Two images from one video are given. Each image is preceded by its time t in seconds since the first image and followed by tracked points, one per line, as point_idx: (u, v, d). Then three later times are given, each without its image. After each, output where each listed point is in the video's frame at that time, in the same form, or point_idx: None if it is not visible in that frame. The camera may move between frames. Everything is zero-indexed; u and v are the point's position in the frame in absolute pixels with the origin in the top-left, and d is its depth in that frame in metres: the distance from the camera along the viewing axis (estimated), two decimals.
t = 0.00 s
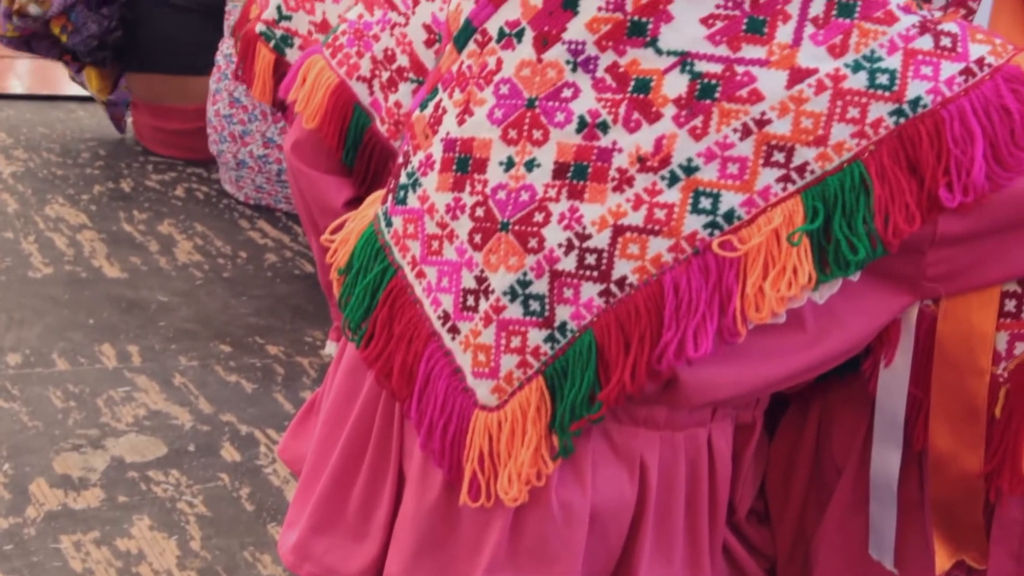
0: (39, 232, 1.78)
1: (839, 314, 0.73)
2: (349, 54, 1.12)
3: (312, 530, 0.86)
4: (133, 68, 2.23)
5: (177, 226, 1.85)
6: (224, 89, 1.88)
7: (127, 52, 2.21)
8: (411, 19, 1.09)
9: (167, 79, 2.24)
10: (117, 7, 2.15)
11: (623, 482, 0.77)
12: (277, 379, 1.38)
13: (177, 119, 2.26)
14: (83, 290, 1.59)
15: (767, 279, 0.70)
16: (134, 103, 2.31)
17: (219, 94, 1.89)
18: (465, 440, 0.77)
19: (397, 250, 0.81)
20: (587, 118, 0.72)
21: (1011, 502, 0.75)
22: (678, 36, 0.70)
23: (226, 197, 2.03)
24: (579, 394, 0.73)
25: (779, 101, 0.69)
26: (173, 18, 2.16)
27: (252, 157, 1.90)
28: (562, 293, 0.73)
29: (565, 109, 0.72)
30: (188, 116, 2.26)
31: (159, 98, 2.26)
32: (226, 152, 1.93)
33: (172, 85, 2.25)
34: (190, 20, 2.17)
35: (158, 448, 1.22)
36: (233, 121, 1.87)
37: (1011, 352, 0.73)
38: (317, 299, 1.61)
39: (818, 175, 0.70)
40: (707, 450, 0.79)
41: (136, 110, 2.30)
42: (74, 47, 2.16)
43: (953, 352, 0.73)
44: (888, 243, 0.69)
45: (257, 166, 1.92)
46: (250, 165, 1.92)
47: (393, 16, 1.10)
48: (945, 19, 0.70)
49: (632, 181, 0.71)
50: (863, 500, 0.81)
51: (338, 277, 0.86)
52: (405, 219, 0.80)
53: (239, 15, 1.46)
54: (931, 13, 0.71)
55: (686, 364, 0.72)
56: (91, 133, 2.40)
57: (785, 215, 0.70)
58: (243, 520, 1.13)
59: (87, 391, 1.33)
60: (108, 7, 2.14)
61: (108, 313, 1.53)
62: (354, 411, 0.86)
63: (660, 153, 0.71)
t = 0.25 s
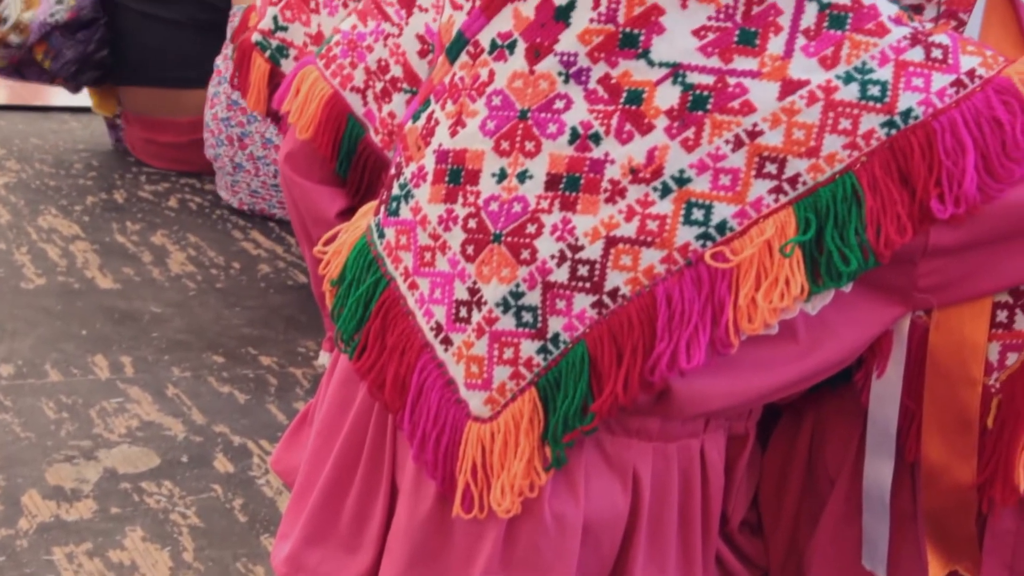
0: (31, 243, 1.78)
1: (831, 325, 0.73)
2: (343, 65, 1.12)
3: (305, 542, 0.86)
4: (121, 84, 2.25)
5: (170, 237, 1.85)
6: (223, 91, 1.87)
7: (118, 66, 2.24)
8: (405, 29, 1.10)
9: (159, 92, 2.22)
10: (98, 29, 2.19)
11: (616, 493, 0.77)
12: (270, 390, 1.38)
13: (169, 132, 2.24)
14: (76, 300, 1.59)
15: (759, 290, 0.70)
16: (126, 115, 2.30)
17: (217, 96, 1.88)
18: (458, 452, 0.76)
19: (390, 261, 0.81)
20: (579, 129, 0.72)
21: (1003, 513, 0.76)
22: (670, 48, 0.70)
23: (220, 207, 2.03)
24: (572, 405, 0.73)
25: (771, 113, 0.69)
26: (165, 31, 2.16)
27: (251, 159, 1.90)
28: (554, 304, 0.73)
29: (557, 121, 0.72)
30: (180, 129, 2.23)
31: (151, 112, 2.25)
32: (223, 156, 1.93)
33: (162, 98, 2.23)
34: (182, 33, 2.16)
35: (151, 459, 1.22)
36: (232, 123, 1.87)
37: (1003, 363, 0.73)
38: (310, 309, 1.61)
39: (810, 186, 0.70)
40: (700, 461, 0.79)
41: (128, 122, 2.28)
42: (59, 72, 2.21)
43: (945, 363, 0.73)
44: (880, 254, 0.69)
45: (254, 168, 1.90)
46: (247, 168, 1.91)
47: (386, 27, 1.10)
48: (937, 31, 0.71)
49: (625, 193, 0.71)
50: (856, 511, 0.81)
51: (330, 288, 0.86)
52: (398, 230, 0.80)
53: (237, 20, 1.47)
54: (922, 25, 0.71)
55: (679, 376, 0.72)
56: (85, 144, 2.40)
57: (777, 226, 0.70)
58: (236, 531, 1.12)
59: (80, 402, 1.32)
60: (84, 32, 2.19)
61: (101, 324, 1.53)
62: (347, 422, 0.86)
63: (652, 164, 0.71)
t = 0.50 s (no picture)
0: (23, 255, 1.78)
1: (823, 336, 0.73)
2: (335, 76, 1.13)
3: (297, 555, 0.85)
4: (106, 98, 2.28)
5: (161, 248, 1.85)
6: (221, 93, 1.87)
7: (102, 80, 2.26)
8: (397, 39, 1.09)
9: (150, 102, 2.21)
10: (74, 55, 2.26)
11: (608, 505, 0.77)
12: (262, 402, 1.37)
13: (161, 142, 2.24)
14: (67, 312, 1.58)
15: (751, 302, 0.70)
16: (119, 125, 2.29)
17: (217, 98, 1.90)
18: (450, 464, 0.76)
19: (382, 274, 0.81)
20: (571, 142, 0.72)
21: (995, 524, 0.76)
22: (661, 60, 0.70)
23: (212, 218, 2.02)
24: (565, 418, 0.73)
25: (762, 125, 0.70)
26: (156, 42, 2.16)
27: (246, 160, 1.90)
28: (546, 316, 0.73)
29: (548, 133, 0.72)
30: (172, 140, 2.24)
31: (143, 122, 2.23)
32: (219, 157, 1.94)
33: (154, 109, 2.21)
34: (173, 45, 2.16)
35: (142, 471, 1.21)
36: (229, 124, 1.87)
37: (993, 375, 0.73)
38: (302, 320, 1.60)
39: (801, 198, 0.70)
40: (692, 473, 0.79)
41: (121, 133, 2.28)
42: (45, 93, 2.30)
43: (936, 375, 0.74)
44: (872, 266, 0.69)
45: (249, 170, 1.91)
46: (241, 169, 1.92)
47: (379, 38, 1.10)
48: (927, 43, 0.71)
49: (616, 206, 0.71)
50: (847, 523, 0.81)
51: (322, 300, 0.86)
52: (390, 243, 0.80)
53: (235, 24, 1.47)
54: (912, 37, 0.71)
55: (671, 388, 0.72)
56: (76, 155, 2.39)
57: (769, 239, 0.70)
58: (229, 543, 1.11)
59: (71, 414, 1.32)
60: (57, 59, 2.26)
61: (93, 335, 1.52)
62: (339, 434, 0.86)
63: (644, 176, 0.71)
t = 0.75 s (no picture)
0: (15, 267, 1.77)
1: (813, 348, 0.73)
2: (330, 84, 1.18)
3: (289, 568, 0.85)
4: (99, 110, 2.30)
5: (154, 260, 1.84)
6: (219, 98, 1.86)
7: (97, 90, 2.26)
8: (393, 48, 1.15)
9: (146, 112, 2.20)
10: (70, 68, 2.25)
11: (600, 518, 0.77)
12: (255, 413, 1.35)
13: (154, 152, 2.23)
14: (58, 324, 1.57)
15: (741, 314, 0.70)
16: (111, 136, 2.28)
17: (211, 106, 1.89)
18: (442, 477, 0.76)
19: (373, 286, 0.81)
20: (562, 154, 0.72)
21: (986, 536, 0.76)
22: (651, 73, 0.70)
23: (204, 230, 2.02)
24: (556, 430, 0.73)
25: (753, 137, 0.70)
26: (148, 52, 2.16)
27: (240, 166, 1.90)
28: (538, 329, 0.73)
29: (539, 146, 0.72)
30: (166, 150, 2.23)
31: (137, 131, 2.23)
32: (213, 163, 1.94)
33: (149, 119, 2.21)
34: (165, 55, 2.16)
35: (134, 483, 1.19)
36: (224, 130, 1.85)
37: (983, 387, 0.73)
38: (294, 332, 1.59)
39: (792, 211, 0.70)
40: (684, 486, 0.79)
41: (114, 143, 2.27)
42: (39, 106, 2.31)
43: (927, 386, 0.74)
44: (862, 278, 0.69)
45: (243, 177, 1.91)
46: (235, 175, 1.92)
47: (375, 47, 1.16)
48: (916, 56, 0.71)
49: (607, 218, 0.72)
50: (839, 535, 0.81)
51: (313, 313, 0.86)
52: (381, 255, 0.80)
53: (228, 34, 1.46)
54: (902, 50, 0.71)
55: (662, 400, 0.72)
56: (68, 167, 2.39)
57: (760, 251, 0.70)
58: (220, 555, 1.09)
59: (63, 426, 1.30)
60: (51, 72, 2.26)
61: (85, 347, 1.50)
62: (330, 447, 0.86)
63: (635, 189, 0.71)
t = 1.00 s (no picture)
0: (5, 278, 1.75)
1: (804, 360, 0.73)
2: (338, 94, 1.11)
3: None
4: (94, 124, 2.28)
5: (145, 272, 1.82)
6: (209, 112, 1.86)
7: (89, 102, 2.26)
8: (393, 56, 1.05)
9: (139, 125, 2.20)
10: (65, 81, 2.24)
11: (592, 530, 0.77)
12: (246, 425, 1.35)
13: (146, 165, 2.20)
14: (50, 336, 1.55)
15: (733, 326, 0.70)
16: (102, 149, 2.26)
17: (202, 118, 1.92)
18: (433, 490, 0.76)
19: (365, 299, 0.81)
20: (553, 167, 0.72)
21: (978, 546, 0.77)
22: (643, 86, 0.70)
23: (197, 242, 1.99)
24: (548, 443, 0.73)
25: (744, 150, 0.70)
26: (141, 66, 2.16)
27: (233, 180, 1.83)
28: (530, 341, 0.73)
29: (531, 158, 0.72)
30: (159, 162, 2.20)
31: (129, 145, 2.21)
32: (206, 176, 1.93)
33: (142, 132, 2.20)
34: (159, 68, 2.17)
35: (126, 496, 1.19)
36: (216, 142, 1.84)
37: (974, 399, 0.73)
38: (287, 343, 1.57)
39: (783, 223, 0.70)
40: (675, 498, 0.79)
41: (105, 157, 2.25)
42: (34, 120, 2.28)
43: (919, 398, 0.74)
44: (853, 291, 0.69)
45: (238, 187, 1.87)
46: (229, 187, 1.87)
47: (377, 52, 1.07)
48: (906, 69, 0.71)
49: (599, 231, 0.72)
50: (830, 547, 0.81)
51: (305, 325, 0.86)
52: (373, 268, 0.80)
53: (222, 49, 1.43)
54: (892, 63, 0.72)
55: (654, 413, 0.72)
56: (60, 179, 2.37)
57: (751, 263, 0.70)
58: (212, 568, 1.09)
59: (54, 438, 1.29)
60: (48, 85, 2.24)
61: (76, 359, 1.49)
62: (321, 460, 0.86)
63: (626, 202, 0.71)
